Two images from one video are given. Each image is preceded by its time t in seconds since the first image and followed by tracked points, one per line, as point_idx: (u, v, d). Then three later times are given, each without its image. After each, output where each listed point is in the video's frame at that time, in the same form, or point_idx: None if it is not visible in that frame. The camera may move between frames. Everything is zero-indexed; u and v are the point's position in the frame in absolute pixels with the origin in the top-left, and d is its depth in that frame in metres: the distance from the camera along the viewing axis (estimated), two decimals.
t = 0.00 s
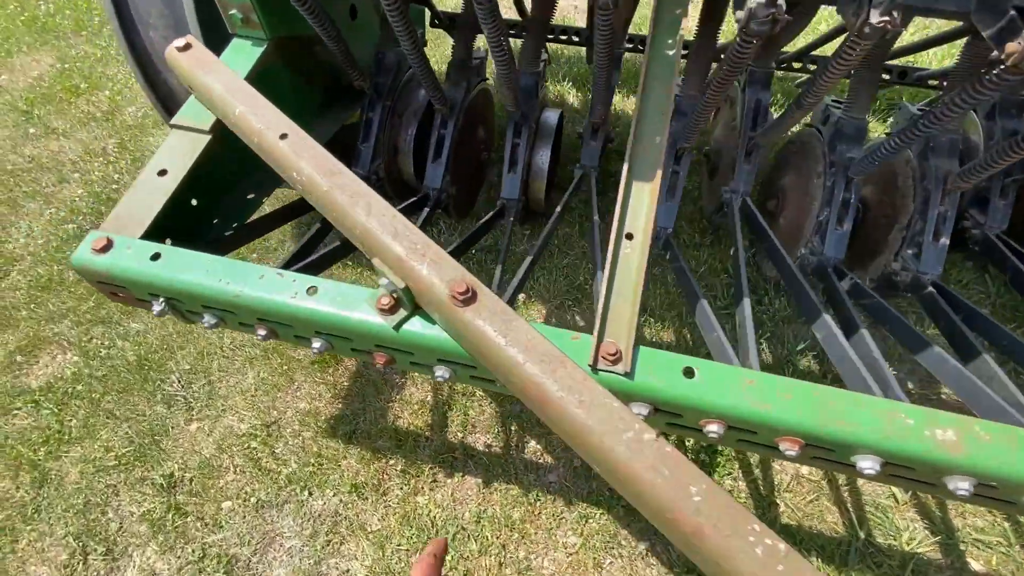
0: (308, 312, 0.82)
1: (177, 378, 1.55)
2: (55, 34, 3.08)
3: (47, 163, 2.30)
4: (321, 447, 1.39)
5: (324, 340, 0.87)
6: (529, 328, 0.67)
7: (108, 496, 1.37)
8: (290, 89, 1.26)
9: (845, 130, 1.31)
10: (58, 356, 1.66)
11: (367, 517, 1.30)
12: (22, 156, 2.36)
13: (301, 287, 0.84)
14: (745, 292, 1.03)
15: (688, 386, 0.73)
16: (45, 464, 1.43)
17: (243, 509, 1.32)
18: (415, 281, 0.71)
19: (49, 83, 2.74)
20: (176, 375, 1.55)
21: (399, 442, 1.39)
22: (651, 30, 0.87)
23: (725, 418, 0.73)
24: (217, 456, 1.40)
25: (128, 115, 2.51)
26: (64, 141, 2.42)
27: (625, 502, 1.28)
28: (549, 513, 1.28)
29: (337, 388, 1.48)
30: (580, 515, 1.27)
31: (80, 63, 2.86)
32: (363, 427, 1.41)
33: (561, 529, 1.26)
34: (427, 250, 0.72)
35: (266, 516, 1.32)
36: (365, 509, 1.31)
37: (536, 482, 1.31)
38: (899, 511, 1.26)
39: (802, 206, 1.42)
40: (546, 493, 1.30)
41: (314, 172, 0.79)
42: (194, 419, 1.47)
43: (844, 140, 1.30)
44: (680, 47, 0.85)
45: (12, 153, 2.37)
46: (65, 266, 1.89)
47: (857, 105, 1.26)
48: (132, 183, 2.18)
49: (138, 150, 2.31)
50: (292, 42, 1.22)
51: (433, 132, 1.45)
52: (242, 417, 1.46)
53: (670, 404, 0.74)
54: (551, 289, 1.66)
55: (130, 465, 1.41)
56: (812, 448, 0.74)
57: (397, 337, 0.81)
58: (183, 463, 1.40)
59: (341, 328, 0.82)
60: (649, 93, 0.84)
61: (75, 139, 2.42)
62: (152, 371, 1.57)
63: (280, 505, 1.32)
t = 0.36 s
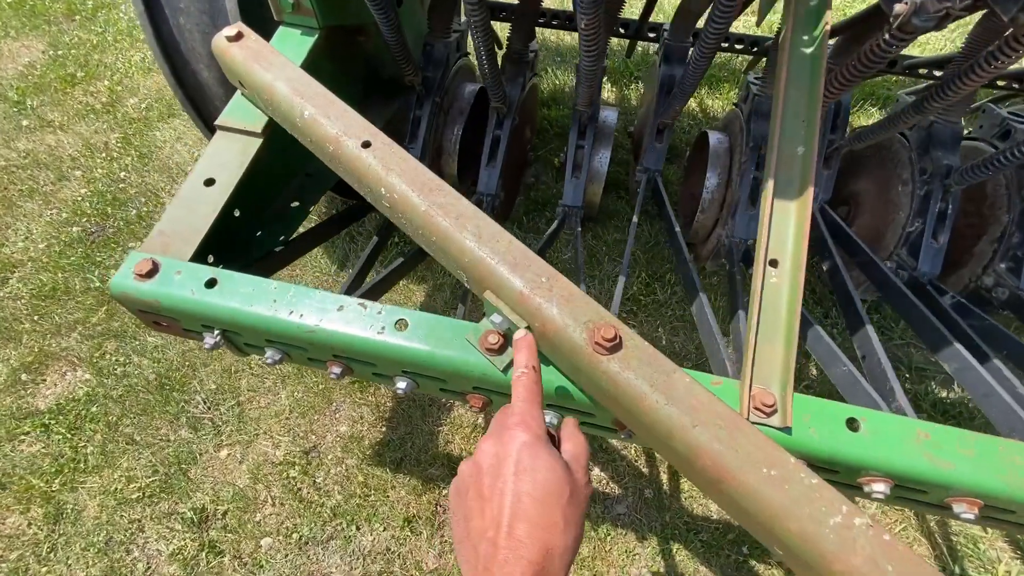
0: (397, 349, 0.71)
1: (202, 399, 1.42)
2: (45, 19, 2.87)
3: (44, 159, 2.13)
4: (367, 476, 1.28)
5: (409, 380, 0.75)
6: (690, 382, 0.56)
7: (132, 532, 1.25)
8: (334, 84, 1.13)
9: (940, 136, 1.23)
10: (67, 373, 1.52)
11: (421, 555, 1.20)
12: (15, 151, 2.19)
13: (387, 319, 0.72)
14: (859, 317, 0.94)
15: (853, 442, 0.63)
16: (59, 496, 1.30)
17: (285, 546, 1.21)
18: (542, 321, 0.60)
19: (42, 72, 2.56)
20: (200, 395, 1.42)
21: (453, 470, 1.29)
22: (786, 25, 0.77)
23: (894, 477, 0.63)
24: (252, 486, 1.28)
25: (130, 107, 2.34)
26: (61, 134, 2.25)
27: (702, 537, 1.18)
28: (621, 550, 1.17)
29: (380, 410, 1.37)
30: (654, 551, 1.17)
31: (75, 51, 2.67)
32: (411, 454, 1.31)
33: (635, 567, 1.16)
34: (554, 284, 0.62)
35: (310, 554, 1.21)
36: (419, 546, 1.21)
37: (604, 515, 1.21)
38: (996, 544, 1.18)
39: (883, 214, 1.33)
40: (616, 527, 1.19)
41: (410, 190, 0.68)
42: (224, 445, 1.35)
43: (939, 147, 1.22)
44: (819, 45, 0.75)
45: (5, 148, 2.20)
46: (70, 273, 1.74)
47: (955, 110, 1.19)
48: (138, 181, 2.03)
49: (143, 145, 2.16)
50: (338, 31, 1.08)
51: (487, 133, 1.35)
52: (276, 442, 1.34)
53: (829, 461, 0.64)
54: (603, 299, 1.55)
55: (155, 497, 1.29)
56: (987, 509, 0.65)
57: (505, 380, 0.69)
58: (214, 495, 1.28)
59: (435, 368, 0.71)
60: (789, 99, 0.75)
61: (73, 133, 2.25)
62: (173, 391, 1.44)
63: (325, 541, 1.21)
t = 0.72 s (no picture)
0: (418, 348, 0.69)
1: (206, 394, 1.39)
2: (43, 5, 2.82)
3: (43, 148, 2.09)
4: (374, 474, 1.26)
5: (428, 377, 0.74)
6: (729, 386, 0.54)
7: (134, 529, 1.22)
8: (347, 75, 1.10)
9: (960, 139, 1.21)
10: (67, 366, 1.49)
11: (429, 555, 1.18)
12: (13, 138, 2.14)
13: (408, 317, 0.70)
14: (882, 319, 0.93)
15: (888, 448, 0.61)
16: (58, 492, 1.27)
17: (290, 545, 1.19)
18: (572, 320, 0.59)
19: (40, 59, 2.51)
20: (204, 390, 1.40)
21: (461, 469, 1.27)
22: (821, 20, 0.76)
23: (928, 484, 0.61)
24: (257, 483, 1.26)
25: (131, 96, 2.30)
26: (61, 122, 2.20)
27: (713, 540, 1.17)
28: (631, 552, 1.15)
29: (387, 407, 1.35)
30: (665, 554, 1.15)
31: (74, 38, 2.63)
32: (419, 453, 1.29)
33: (646, 570, 1.14)
34: (586, 282, 0.60)
35: (316, 552, 1.19)
36: (427, 545, 1.19)
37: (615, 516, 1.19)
38: (1010, 550, 1.16)
39: (900, 216, 1.32)
40: (627, 528, 1.18)
41: (436, 184, 0.66)
42: (228, 441, 1.33)
43: (959, 148, 1.21)
44: (855, 40, 0.74)
45: (3, 136, 2.15)
46: (69, 263, 1.71)
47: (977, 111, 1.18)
48: (139, 171, 1.99)
49: (144, 135, 2.12)
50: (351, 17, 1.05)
51: (500, 127, 1.33)
52: (281, 438, 1.32)
53: (861, 466, 0.62)
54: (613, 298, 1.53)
55: (158, 493, 1.26)
56: (1021, 517, 0.63)
57: (529, 381, 0.67)
58: (218, 491, 1.26)
59: (457, 367, 0.69)
60: (823, 96, 0.74)
61: (72, 121, 2.21)
62: (175, 385, 1.41)
63: (331, 540, 1.19)
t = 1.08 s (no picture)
0: (417, 348, 0.70)
1: (207, 392, 1.40)
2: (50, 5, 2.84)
3: (48, 146, 2.11)
4: (372, 474, 1.27)
5: (426, 377, 0.74)
6: (721, 388, 0.55)
7: (134, 526, 1.23)
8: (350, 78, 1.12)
9: (958, 146, 1.22)
10: (69, 364, 1.50)
11: (427, 555, 1.18)
12: (18, 137, 2.16)
13: (407, 317, 0.71)
14: (877, 324, 0.94)
15: (879, 452, 0.62)
16: (59, 488, 1.28)
17: (288, 543, 1.20)
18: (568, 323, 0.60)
19: (46, 58, 2.53)
20: (205, 389, 1.41)
21: (459, 469, 1.28)
22: (818, 28, 0.77)
23: (919, 487, 0.62)
24: (257, 481, 1.27)
25: (136, 96, 2.32)
26: (66, 122, 2.22)
27: (709, 543, 1.17)
28: (627, 553, 1.16)
29: (386, 407, 1.36)
30: (661, 556, 1.16)
31: (80, 38, 2.65)
32: (417, 453, 1.29)
33: (642, 571, 1.15)
34: (582, 284, 0.61)
35: (314, 551, 1.19)
36: (424, 545, 1.19)
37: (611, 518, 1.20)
38: (1005, 556, 1.17)
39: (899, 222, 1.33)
40: (623, 530, 1.18)
41: (434, 188, 0.67)
42: (228, 440, 1.33)
43: (956, 155, 1.22)
44: (852, 48, 0.75)
45: (8, 134, 2.17)
46: (72, 261, 1.72)
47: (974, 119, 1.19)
48: (143, 170, 2.00)
49: (149, 135, 2.13)
50: (355, 21, 1.06)
51: (501, 130, 1.34)
52: (281, 437, 1.33)
53: (853, 470, 0.63)
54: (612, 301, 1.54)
55: (158, 490, 1.27)
56: (1010, 521, 0.64)
57: (525, 382, 0.68)
58: (218, 489, 1.27)
59: (454, 367, 0.70)
60: (819, 104, 0.75)
61: (77, 120, 2.23)
62: (177, 383, 1.42)
63: (330, 539, 1.20)
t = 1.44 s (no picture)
0: (425, 360, 0.71)
1: (216, 402, 1.42)
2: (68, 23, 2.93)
3: (64, 160, 2.16)
4: (378, 483, 1.28)
5: (434, 388, 0.76)
6: (721, 400, 0.57)
7: (143, 534, 1.24)
8: (361, 95, 1.15)
9: (958, 161, 1.24)
10: (82, 373, 1.53)
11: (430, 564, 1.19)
12: (35, 150, 2.22)
13: (415, 329, 0.73)
14: (878, 337, 0.95)
15: (879, 464, 0.63)
16: (70, 496, 1.30)
17: (295, 552, 1.21)
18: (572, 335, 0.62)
19: (64, 74, 2.60)
20: (214, 398, 1.43)
21: (464, 480, 1.28)
22: (814, 49, 0.80)
23: (919, 499, 0.63)
24: (264, 490, 1.28)
25: (150, 111, 2.38)
26: (81, 136, 2.28)
27: (712, 556, 1.17)
28: (632, 565, 1.16)
29: (392, 417, 1.37)
30: (665, 568, 1.16)
31: (96, 54, 2.72)
32: (423, 463, 1.31)
33: None
34: (586, 298, 0.63)
35: (320, 560, 1.20)
36: (429, 555, 1.20)
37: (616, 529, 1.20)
38: (1013, 570, 1.16)
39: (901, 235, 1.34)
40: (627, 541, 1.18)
41: (441, 203, 0.70)
42: (237, 449, 1.35)
43: (955, 169, 1.24)
44: (847, 68, 0.77)
45: (25, 148, 2.23)
46: (86, 272, 1.76)
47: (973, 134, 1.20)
48: (156, 183, 2.05)
49: (162, 148, 2.18)
50: (365, 40, 1.10)
51: (506, 145, 1.37)
52: (289, 446, 1.35)
53: (855, 481, 0.64)
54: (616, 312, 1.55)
55: (167, 498, 1.29)
56: (1013, 534, 0.64)
57: (530, 393, 0.70)
58: (226, 498, 1.28)
59: (461, 378, 0.71)
60: (815, 122, 0.77)
61: (93, 135, 2.28)
62: (187, 393, 1.44)
63: (335, 549, 1.21)
